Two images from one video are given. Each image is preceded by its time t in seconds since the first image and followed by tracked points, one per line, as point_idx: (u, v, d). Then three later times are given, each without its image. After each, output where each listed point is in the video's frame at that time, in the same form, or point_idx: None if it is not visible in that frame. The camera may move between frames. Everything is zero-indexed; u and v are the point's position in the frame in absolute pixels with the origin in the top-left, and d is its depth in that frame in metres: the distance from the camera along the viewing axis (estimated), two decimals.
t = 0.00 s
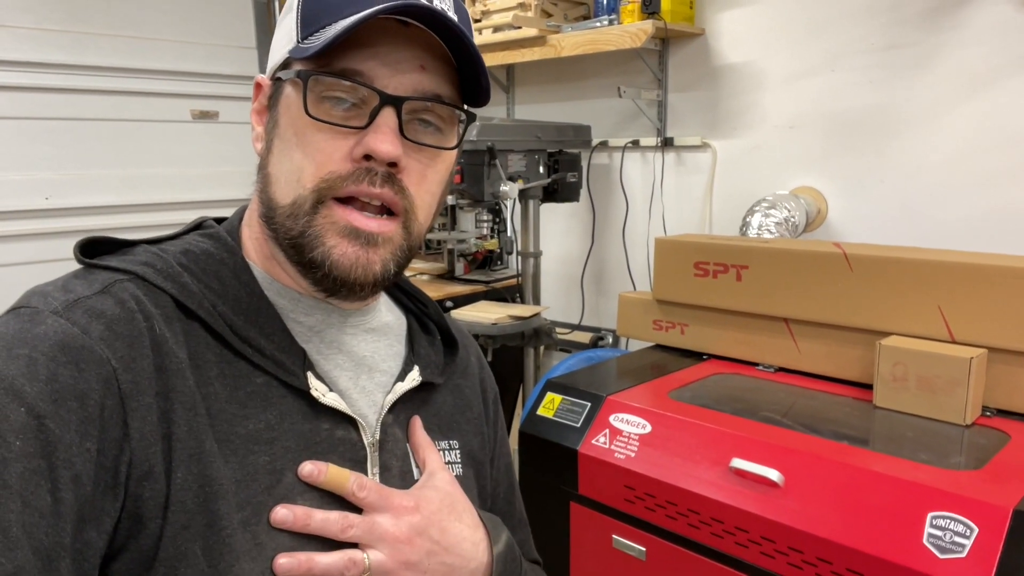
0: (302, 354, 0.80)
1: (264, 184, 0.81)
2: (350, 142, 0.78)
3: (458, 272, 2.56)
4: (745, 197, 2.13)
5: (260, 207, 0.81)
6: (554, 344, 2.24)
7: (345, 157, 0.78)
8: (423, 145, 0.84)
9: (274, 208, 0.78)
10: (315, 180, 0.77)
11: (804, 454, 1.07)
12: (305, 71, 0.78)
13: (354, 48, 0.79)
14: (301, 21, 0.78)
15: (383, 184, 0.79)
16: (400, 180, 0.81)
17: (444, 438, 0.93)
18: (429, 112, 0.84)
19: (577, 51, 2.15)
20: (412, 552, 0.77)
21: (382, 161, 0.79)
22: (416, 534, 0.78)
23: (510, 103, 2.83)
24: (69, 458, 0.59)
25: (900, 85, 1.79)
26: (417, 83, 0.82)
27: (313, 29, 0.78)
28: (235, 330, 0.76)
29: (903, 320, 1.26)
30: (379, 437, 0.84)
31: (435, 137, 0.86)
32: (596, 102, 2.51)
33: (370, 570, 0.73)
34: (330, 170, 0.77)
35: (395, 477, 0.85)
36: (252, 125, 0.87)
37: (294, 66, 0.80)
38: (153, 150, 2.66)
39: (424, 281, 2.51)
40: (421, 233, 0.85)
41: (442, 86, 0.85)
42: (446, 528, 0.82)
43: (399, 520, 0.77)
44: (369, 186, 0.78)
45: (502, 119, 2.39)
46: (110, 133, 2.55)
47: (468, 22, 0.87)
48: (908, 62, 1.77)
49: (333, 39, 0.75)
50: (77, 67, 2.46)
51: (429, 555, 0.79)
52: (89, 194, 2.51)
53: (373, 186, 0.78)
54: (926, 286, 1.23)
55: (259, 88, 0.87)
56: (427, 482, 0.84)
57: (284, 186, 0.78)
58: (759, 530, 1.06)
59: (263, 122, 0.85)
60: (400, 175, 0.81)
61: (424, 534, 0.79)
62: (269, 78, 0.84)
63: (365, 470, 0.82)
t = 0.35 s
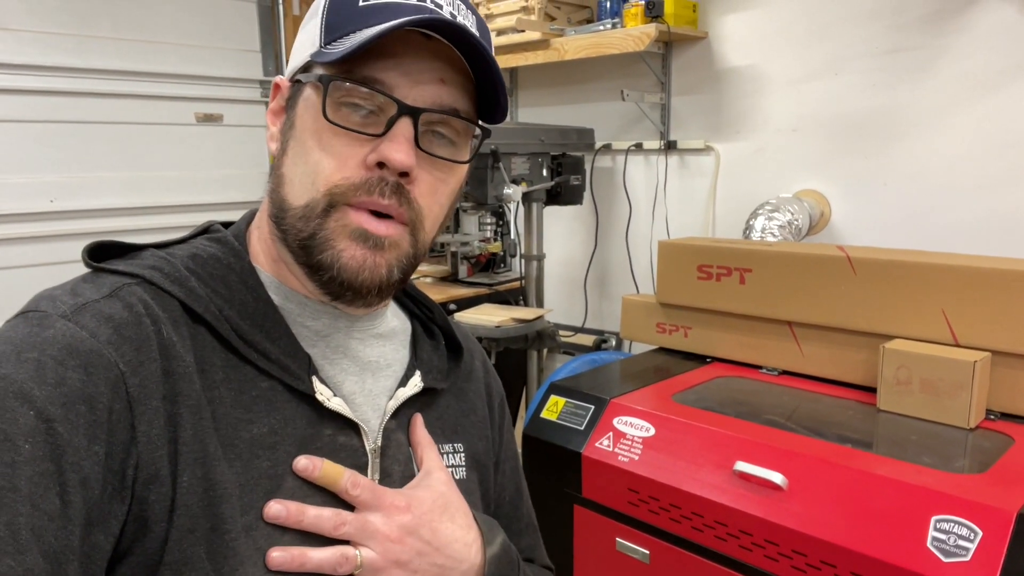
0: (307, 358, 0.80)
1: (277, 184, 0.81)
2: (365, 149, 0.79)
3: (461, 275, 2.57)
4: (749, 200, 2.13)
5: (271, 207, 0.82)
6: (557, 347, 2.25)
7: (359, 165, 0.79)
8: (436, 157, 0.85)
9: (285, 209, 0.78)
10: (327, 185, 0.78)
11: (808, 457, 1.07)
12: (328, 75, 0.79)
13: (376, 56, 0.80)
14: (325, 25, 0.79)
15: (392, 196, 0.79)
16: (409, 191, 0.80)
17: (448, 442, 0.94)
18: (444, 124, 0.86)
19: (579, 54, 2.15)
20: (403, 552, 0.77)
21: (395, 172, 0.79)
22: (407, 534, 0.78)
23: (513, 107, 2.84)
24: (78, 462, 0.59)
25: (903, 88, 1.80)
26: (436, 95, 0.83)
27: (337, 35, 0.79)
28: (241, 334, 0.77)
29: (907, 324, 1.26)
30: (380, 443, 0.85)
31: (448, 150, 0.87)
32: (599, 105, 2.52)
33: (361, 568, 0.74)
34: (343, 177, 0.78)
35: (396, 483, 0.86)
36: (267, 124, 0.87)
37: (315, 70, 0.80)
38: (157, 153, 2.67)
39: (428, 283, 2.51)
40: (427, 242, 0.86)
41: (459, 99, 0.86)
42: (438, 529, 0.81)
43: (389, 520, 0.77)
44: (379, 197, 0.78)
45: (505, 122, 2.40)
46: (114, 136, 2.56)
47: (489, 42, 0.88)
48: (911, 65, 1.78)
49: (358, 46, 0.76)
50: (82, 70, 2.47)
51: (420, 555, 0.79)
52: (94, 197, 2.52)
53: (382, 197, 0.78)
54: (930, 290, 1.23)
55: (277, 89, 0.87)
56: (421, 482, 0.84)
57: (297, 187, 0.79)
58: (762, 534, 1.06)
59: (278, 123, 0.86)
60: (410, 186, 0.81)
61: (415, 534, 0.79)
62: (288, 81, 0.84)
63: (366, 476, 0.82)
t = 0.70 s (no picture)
0: (310, 363, 0.80)
1: (275, 194, 0.81)
2: (365, 147, 0.79)
3: (463, 278, 2.57)
4: (751, 203, 2.13)
5: (270, 215, 0.81)
6: (559, 350, 2.25)
7: (361, 162, 0.79)
8: (433, 147, 0.85)
9: (290, 214, 0.78)
10: (331, 185, 0.78)
11: (810, 462, 1.07)
12: (317, 80, 0.78)
13: (363, 57, 0.79)
14: (307, 31, 0.79)
15: (399, 185, 0.79)
16: (414, 181, 0.81)
17: (457, 450, 0.93)
18: (437, 115, 0.86)
19: (581, 58, 2.15)
20: None
21: (399, 164, 0.80)
22: None
23: (515, 110, 2.84)
24: (80, 468, 0.59)
25: (906, 92, 1.79)
26: (426, 88, 0.83)
27: (320, 39, 0.78)
28: (243, 340, 0.77)
29: (910, 328, 1.26)
30: (386, 448, 0.84)
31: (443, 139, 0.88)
32: (601, 108, 2.52)
33: None
34: (347, 176, 0.78)
35: (404, 489, 0.84)
36: (256, 138, 0.87)
37: (301, 76, 0.80)
38: (159, 156, 2.68)
39: (429, 287, 2.51)
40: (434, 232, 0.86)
41: (449, 90, 0.86)
42: None
43: None
44: (387, 188, 0.79)
45: (507, 126, 2.40)
46: (117, 139, 2.56)
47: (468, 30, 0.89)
48: (913, 69, 1.78)
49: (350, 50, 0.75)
50: (85, 73, 2.48)
51: None
52: (96, 200, 2.53)
53: (390, 189, 0.79)
54: (931, 293, 1.23)
55: (261, 100, 0.87)
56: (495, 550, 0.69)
57: (298, 192, 0.79)
58: (765, 538, 1.06)
59: (268, 132, 0.86)
60: (414, 176, 0.82)
61: None
62: (274, 89, 0.83)
63: (373, 482, 0.81)
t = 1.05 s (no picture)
0: (314, 377, 0.80)
1: (272, 207, 0.81)
2: (355, 161, 0.79)
3: (465, 282, 2.56)
4: (754, 208, 2.12)
5: (269, 229, 0.82)
6: (561, 354, 2.24)
7: (351, 177, 0.78)
8: (427, 159, 0.84)
9: (284, 229, 0.79)
10: (322, 200, 0.77)
11: (814, 471, 1.06)
12: (307, 93, 0.79)
13: (353, 67, 0.79)
14: (300, 41, 0.79)
15: (389, 204, 0.79)
16: (405, 197, 0.81)
17: (464, 464, 0.92)
18: (432, 124, 0.85)
19: (583, 62, 2.15)
20: None
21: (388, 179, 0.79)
22: None
23: (517, 113, 2.84)
24: (80, 483, 0.59)
25: (909, 96, 1.79)
26: (417, 97, 0.82)
27: (312, 50, 0.78)
28: (247, 353, 0.77)
29: (913, 334, 1.25)
30: (391, 463, 0.84)
31: (439, 149, 0.87)
32: (603, 112, 2.52)
33: None
34: (338, 191, 0.78)
35: (409, 504, 0.84)
36: (259, 148, 0.88)
37: (295, 89, 0.80)
38: (162, 159, 2.68)
39: (430, 291, 2.51)
40: (431, 246, 0.85)
41: (443, 98, 0.85)
42: None
43: None
44: (378, 206, 0.78)
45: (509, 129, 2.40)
46: (119, 143, 2.56)
47: (466, 36, 0.87)
48: (917, 73, 1.77)
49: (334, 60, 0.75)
50: (87, 77, 2.48)
51: None
52: (98, 203, 2.53)
53: (380, 207, 0.78)
54: (934, 299, 1.22)
55: (264, 112, 0.88)
56: None
57: (292, 207, 0.79)
58: (769, 548, 1.05)
59: (268, 145, 0.86)
60: (405, 190, 0.81)
61: None
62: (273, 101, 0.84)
63: (377, 496, 0.81)
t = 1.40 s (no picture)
0: (318, 379, 0.81)
1: (277, 213, 0.82)
2: (358, 173, 0.79)
3: (465, 283, 2.57)
4: (752, 209, 2.13)
5: (273, 233, 0.83)
6: (561, 355, 2.25)
7: (353, 188, 0.79)
8: (430, 171, 0.84)
9: (287, 236, 0.80)
10: (324, 210, 0.78)
11: (814, 471, 1.07)
12: (312, 106, 0.80)
13: (358, 80, 0.80)
14: (305, 51, 0.80)
15: (391, 214, 0.79)
16: (407, 208, 0.81)
17: (465, 465, 0.93)
18: (435, 136, 0.85)
19: (583, 63, 2.16)
20: None
21: (390, 192, 0.80)
22: None
23: (517, 115, 2.85)
24: (92, 480, 0.60)
25: (908, 98, 1.80)
26: (421, 111, 0.82)
27: (318, 61, 0.79)
28: (253, 355, 0.77)
29: (912, 336, 1.26)
30: (393, 464, 0.84)
31: (442, 161, 0.87)
32: (602, 113, 2.53)
33: None
34: (340, 201, 0.78)
35: (411, 504, 0.84)
36: (265, 152, 0.88)
37: (301, 98, 0.81)
38: (162, 160, 2.68)
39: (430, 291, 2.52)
40: (432, 256, 0.86)
41: (447, 111, 0.85)
42: None
43: None
44: (378, 216, 0.79)
45: (510, 130, 2.40)
46: (120, 144, 2.57)
47: (472, 48, 0.88)
48: (916, 74, 1.78)
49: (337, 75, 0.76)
50: (88, 78, 2.49)
51: None
52: (99, 204, 2.53)
53: (381, 217, 0.79)
54: (933, 301, 1.23)
55: (271, 116, 0.88)
56: None
57: (296, 215, 0.80)
58: (768, 547, 1.06)
59: (274, 149, 0.87)
60: (407, 204, 0.81)
61: None
62: (279, 107, 0.85)
63: (379, 497, 0.81)
